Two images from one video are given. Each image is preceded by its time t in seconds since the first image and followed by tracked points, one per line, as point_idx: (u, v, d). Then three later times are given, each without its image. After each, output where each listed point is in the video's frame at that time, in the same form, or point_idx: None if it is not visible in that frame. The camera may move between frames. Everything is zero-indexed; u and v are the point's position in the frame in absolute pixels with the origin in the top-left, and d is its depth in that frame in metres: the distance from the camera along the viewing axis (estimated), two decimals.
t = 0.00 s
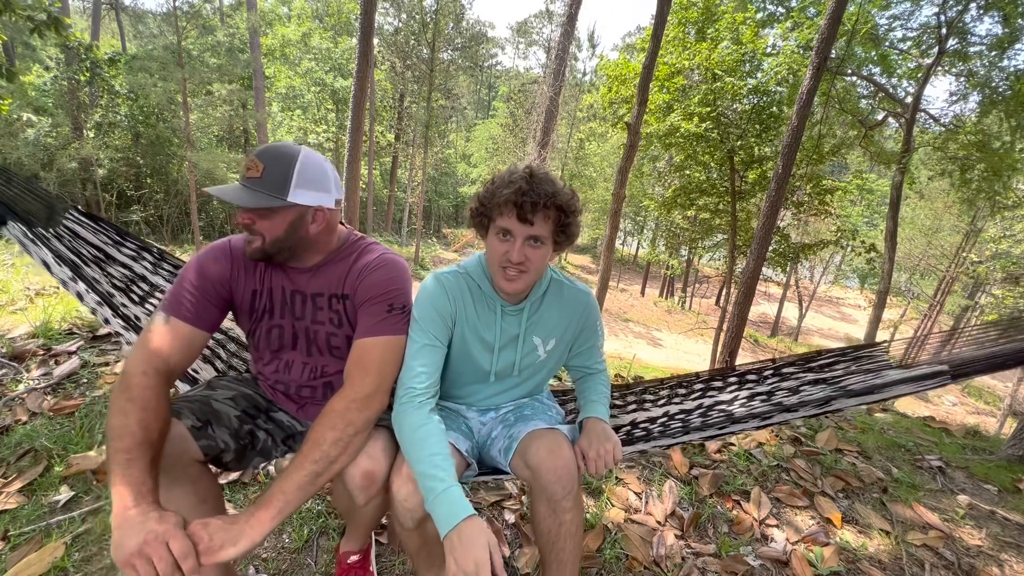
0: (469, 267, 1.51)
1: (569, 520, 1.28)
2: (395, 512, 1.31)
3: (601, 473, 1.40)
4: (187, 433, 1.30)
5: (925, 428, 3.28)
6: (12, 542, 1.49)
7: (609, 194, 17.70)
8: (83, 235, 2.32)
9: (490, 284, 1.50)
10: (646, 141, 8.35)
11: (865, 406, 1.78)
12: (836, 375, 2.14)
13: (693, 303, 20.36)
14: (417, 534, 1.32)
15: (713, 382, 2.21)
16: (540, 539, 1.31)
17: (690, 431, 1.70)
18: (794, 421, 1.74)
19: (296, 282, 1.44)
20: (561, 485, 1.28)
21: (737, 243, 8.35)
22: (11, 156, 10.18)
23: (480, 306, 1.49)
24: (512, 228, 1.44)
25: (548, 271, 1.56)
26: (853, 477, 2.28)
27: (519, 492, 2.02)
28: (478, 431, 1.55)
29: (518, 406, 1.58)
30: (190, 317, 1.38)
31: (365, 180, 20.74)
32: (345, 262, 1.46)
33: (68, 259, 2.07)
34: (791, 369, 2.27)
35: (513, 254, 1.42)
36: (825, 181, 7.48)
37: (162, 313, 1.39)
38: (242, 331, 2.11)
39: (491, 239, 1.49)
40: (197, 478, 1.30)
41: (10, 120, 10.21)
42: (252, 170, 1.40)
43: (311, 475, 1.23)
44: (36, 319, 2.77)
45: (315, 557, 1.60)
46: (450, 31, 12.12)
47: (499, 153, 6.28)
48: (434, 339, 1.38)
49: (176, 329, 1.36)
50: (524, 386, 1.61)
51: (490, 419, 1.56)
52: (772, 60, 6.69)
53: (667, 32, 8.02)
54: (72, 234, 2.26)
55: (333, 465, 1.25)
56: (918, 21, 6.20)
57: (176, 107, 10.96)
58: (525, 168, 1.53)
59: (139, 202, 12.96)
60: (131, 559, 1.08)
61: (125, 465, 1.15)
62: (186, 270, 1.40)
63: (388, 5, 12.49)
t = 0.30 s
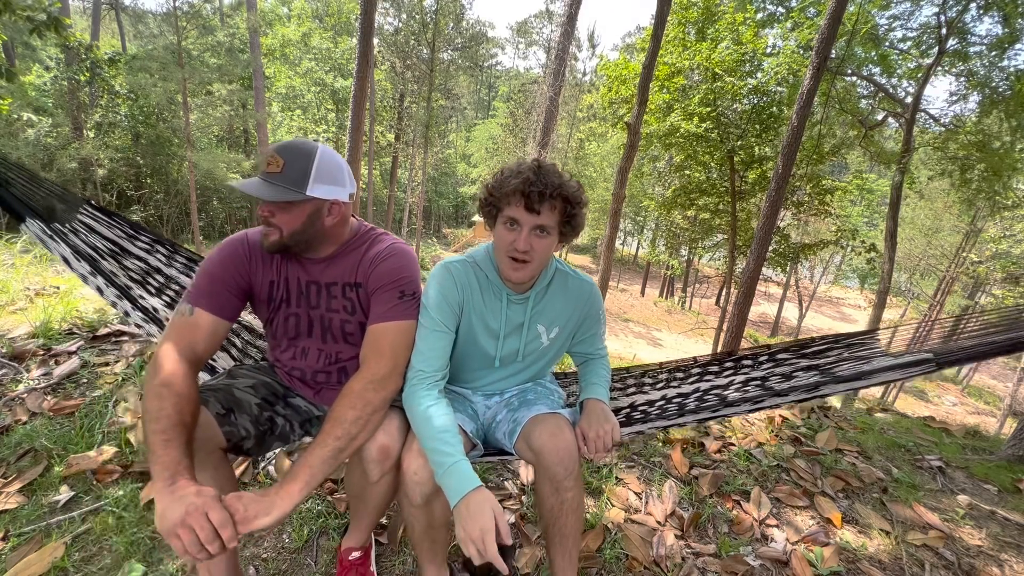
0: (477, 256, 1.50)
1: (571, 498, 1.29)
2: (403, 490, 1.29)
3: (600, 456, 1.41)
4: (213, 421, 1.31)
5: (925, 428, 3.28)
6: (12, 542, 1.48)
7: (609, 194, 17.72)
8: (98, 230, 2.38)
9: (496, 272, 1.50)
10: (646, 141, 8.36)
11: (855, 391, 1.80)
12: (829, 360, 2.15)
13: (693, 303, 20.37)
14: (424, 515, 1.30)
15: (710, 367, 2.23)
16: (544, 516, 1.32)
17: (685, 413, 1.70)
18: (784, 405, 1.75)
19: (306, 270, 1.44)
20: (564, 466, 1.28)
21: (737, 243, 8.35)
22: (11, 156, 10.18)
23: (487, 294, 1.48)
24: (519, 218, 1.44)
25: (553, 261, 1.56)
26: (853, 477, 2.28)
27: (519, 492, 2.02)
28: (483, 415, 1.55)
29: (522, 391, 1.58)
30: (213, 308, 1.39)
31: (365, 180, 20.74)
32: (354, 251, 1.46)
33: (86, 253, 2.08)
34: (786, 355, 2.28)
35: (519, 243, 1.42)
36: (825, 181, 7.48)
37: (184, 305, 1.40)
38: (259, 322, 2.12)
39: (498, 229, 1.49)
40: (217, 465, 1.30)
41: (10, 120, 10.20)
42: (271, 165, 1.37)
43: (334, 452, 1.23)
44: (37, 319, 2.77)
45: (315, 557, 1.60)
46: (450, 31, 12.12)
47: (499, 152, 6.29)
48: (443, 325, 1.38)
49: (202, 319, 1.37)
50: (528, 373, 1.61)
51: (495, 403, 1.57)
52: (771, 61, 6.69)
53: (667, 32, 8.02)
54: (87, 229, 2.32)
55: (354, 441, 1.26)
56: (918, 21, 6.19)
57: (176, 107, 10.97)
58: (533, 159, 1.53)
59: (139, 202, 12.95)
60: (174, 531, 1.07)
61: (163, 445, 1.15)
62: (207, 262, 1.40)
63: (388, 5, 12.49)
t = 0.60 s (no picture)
0: (481, 253, 1.50)
1: (572, 493, 1.30)
2: (405, 482, 1.29)
3: (601, 451, 1.41)
4: (221, 416, 1.30)
5: (925, 428, 3.28)
6: (12, 542, 1.49)
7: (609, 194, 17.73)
8: (103, 228, 2.35)
9: (500, 270, 1.49)
10: (646, 141, 8.36)
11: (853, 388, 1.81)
12: (827, 357, 2.16)
13: (693, 303, 20.37)
14: (425, 509, 1.29)
15: (710, 361, 2.24)
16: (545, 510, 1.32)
17: (685, 410, 1.70)
18: (782, 402, 1.76)
19: (310, 266, 1.44)
20: (564, 462, 1.29)
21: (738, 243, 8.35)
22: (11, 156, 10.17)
23: (490, 291, 1.48)
24: (524, 218, 1.44)
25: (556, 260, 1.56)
26: (853, 477, 2.28)
27: (519, 491, 2.01)
28: (485, 410, 1.56)
29: (524, 386, 1.59)
30: (220, 304, 1.38)
31: (365, 180, 20.73)
32: (358, 247, 1.46)
33: (92, 251, 2.12)
34: (785, 350, 2.29)
35: (523, 244, 1.42)
36: (825, 181, 7.49)
37: (190, 300, 1.40)
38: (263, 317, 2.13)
39: (503, 228, 1.48)
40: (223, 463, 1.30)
41: (10, 120, 10.19)
42: (282, 162, 1.38)
43: (338, 445, 1.24)
44: (37, 319, 2.77)
45: (315, 558, 1.60)
46: (450, 31, 12.12)
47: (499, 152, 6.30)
48: (446, 322, 1.38)
49: (207, 315, 1.37)
50: (530, 369, 1.61)
51: (496, 399, 1.57)
52: (771, 60, 6.69)
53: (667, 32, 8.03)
54: (92, 227, 2.31)
55: (359, 433, 1.26)
56: (918, 21, 6.19)
57: (176, 107, 10.97)
58: (542, 160, 1.52)
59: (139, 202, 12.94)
60: (183, 521, 1.10)
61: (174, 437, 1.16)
62: (214, 257, 1.39)
63: (388, 5, 12.51)
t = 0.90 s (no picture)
0: (478, 260, 1.50)
1: (571, 507, 1.29)
2: (399, 499, 1.29)
3: (600, 462, 1.41)
4: (203, 427, 1.30)
5: (925, 429, 3.28)
6: (12, 542, 1.48)
7: (609, 195, 17.75)
8: (90, 233, 2.36)
9: (497, 277, 1.49)
10: (646, 141, 8.36)
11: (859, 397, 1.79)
12: (831, 367, 2.15)
13: (693, 303, 20.37)
14: (421, 525, 1.29)
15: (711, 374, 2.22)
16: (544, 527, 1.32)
17: (687, 421, 1.70)
18: (787, 412, 1.75)
19: (305, 273, 1.44)
20: (563, 475, 1.28)
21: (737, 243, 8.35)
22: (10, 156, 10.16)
23: (487, 298, 1.48)
24: (518, 229, 1.43)
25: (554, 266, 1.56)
26: (853, 477, 2.28)
27: (518, 492, 2.02)
28: (481, 423, 1.55)
29: (520, 398, 1.58)
30: (205, 310, 1.38)
31: (365, 180, 20.74)
32: (354, 254, 1.46)
33: (78, 256, 2.10)
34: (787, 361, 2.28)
35: (518, 254, 1.41)
36: (825, 181, 7.49)
37: (178, 307, 1.39)
38: (252, 325, 2.11)
39: (498, 237, 1.48)
40: (209, 474, 1.29)
41: (10, 120, 10.16)
42: (283, 162, 1.38)
43: (326, 458, 1.24)
44: (37, 319, 2.77)
45: (315, 557, 1.60)
46: (450, 31, 12.11)
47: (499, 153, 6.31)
48: (443, 330, 1.38)
49: (195, 322, 1.37)
50: (527, 379, 1.61)
51: (492, 411, 1.56)
52: (771, 60, 6.69)
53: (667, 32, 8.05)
54: (80, 232, 2.31)
55: (347, 447, 1.26)
56: (918, 21, 6.19)
57: (176, 107, 10.97)
58: (534, 168, 1.52)
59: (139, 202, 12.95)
60: (158, 540, 1.08)
61: (151, 451, 1.15)
62: (204, 261, 1.39)
63: (388, 5, 12.51)
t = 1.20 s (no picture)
0: (469, 270, 1.50)
1: (569, 532, 1.29)
2: (391, 524, 1.30)
3: (601, 483, 1.41)
4: (176, 442, 1.29)
5: (925, 429, 3.28)
6: (12, 542, 1.49)
7: (609, 195, 17.75)
8: (74, 239, 2.27)
9: (489, 289, 1.50)
10: (646, 141, 8.35)
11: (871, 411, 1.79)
12: (840, 382, 2.12)
13: (693, 304, 20.38)
14: (416, 545, 1.31)
15: (716, 391, 2.18)
16: (540, 549, 1.33)
17: (693, 439, 1.71)
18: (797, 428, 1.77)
19: (297, 285, 1.44)
20: (562, 497, 1.28)
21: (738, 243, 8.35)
22: (10, 156, 10.13)
23: (479, 310, 1.48)
24: (506, 241, 1.41)
25: (549, 276, 1.56)
26: (853, 477, 2.28)
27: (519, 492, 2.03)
28: (475, 441, 1.55)
29: (516, 415, 1.58)
30: (184, 320, 1.37)
31: (365, 180, 20.74)
32: (346, 267, 1.46)
33: (59, 260, 2.11)
34: (795, 377, 2.24)
35: (509, 267, 1.41)
36: (825, 181, 7.48)
37: (154, 316, 1.38)
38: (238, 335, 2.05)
39: (487, 248, 1.47)
40: (188, 488, 1.30)
41: (10, 120, 10.14)
42: (277, 165, 1.38)
43: (303, 484, 1.23)
44: (37, 319, 2.77)
45: (315, 557, 1.60)
46: (450, 31, 12.11)
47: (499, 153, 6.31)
48: (434, 342, 1.38)
49: (166, 333, 1.35)
50: (521, 394, 1.61)
51: (488, 428, 1.56)
52: (772, 60, 6.69)
53: (668, 32, 8.06)
54: (63, 237, 2.24)
55: (326, 472, 1.25)
56: (919, 21, 6.20)
57: (176, 107, 10.97)
58: (521, 177, 1.50)
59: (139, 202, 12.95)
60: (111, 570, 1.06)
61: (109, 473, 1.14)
62: (185, 269, 1.39)
63: (389, 5, 12.51)
